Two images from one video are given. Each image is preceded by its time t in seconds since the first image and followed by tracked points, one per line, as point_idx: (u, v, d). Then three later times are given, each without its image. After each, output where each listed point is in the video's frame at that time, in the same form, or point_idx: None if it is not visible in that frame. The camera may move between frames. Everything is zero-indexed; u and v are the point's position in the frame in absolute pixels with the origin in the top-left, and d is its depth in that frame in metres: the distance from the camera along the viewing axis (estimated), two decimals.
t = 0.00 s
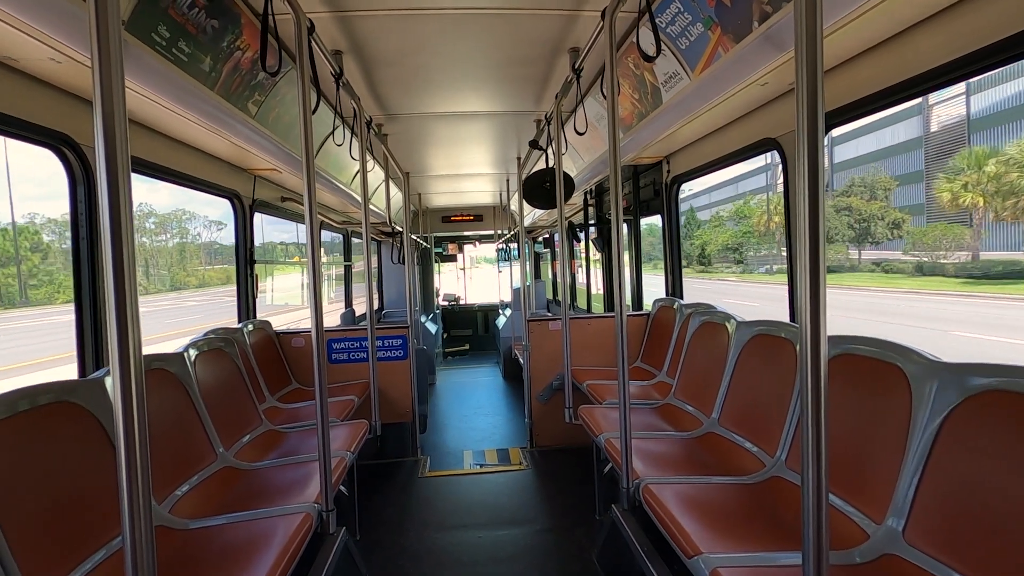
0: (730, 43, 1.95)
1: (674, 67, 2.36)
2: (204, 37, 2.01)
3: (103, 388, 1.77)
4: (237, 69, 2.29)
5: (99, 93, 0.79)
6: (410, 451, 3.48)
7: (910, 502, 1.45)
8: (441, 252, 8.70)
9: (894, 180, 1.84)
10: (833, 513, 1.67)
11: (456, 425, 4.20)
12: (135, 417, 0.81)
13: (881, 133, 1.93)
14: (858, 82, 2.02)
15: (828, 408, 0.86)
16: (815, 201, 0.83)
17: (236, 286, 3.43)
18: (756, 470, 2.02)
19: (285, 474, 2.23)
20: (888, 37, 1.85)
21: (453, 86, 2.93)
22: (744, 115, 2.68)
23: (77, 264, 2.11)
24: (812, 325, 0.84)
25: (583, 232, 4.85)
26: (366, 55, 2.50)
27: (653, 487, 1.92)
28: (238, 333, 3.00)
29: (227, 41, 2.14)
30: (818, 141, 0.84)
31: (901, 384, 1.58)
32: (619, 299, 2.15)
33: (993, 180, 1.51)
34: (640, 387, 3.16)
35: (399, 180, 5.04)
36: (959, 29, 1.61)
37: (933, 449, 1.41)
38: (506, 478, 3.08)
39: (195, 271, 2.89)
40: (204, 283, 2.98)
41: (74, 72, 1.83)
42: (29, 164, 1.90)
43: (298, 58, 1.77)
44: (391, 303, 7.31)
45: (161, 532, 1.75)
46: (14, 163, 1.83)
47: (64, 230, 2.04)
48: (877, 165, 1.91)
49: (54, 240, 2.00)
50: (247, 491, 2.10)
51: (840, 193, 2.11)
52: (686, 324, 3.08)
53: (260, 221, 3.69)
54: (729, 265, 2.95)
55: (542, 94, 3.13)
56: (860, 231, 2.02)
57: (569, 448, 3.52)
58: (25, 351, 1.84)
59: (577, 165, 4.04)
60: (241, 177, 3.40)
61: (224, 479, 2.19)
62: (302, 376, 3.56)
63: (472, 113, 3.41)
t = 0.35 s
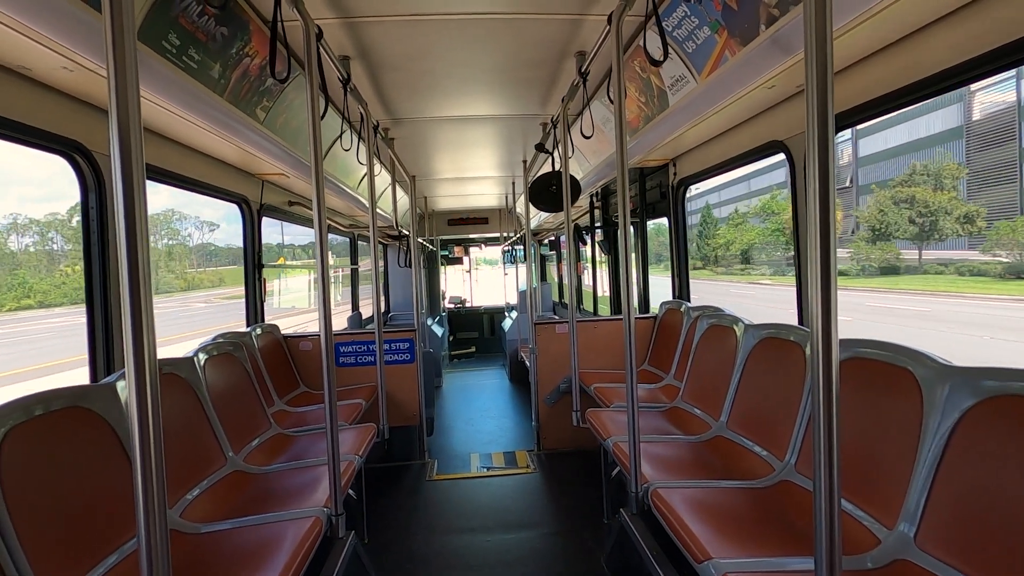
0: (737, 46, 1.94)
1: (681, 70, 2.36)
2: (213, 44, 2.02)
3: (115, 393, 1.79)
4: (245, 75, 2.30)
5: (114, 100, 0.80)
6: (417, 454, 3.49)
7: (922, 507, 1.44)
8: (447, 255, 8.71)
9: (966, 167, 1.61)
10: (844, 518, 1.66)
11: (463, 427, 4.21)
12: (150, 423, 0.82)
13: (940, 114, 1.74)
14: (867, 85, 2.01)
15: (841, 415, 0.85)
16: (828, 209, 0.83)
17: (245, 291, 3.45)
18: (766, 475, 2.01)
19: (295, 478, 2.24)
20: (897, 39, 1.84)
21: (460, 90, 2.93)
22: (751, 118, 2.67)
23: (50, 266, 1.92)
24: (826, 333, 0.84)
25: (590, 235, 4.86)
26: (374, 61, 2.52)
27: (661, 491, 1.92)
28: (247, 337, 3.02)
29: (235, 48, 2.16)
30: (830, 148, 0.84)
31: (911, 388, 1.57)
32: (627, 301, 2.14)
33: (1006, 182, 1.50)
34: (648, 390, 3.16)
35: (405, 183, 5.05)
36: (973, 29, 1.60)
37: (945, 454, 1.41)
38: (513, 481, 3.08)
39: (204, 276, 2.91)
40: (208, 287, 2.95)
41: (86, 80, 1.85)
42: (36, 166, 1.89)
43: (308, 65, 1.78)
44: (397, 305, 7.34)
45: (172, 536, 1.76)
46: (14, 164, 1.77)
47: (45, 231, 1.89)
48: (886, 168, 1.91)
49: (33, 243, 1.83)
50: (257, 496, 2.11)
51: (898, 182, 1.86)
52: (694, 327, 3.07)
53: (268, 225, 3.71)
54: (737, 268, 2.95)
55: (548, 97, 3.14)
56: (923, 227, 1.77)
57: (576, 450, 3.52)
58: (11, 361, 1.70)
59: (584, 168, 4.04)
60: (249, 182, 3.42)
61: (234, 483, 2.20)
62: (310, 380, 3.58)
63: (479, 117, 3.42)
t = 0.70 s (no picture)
0: (742, 44, 1.94)
1: (686, 69, 2.35)
2: (219, 46, 2.03)
3: (122, 395, 1.80)
4: (251, 77, 2.31)
5: (122, 101, 0.80)
6: (423, 455, 3.49)
7: (932, 507, 1.43)
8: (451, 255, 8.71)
9: None
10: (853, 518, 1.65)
11: (469, 428, 4.21)
12: (158, 423, 0.82)
13: (949, 110, 1.72)
14: (873, 82, 2.00)
15: (852, 415, 0.85)
16: (839, 207, 0.83)
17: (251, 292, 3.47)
18: (773, 475, 2.00)
19: (302, 479, 2.24)
20: (903, 38, 1.83)
21: (464, 90, 2.93)
22: (756, 117, 2.66)
23: (18, 272, 1.71)
24: (837, 332, 0.84)
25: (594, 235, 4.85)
26: (379, 62, 2.52)
27: (668, 492, 1.92)
28: (253, 338, 3.03)
29: (241, 50, 2.16)
30: (840, 145, 0.83)
31: (920, 388, 1.56)
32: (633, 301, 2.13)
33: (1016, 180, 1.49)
34: (653, 390, 3.15)
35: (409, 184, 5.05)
36: (980, 26, 1.59)
37: (956, 454, 1.39)
38: (519, 482, 3.08)
39: (210, 277, 2.92)
40: (213, 288, 2.96)
41: (93, 84, 1.87)
42: (32, 166, 1.85)
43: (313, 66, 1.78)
44: (402, 306, 7.35)
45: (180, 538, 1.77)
46: (13, 166, 1.75)
47: (23, 232, 1.72)
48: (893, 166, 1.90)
49: (8, 245, 1.67)
50: (263, 497, 2.11)
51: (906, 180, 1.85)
52: (700, 326, 3.06)
53: (273, 227, 3.73)
54: (742, 267, 2.94)
55: (552, 97, 3.13)
56: (1008, 218, 1.52)
57: (582, 451, 3.52)
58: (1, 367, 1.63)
59: (588, 168, 4.04)
60: (255, 184, 3.44)
61: (241, 485, 2.21)
62: (316, 381, 3.58)
63: (483, 118, 3.42)
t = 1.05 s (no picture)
0: (743, 50, 1.94)
1: (687, 74, 2.35)
2: (223, 53, 2.04)
3: (127, 399, 1.82)
4: (254, 83, 2.32)
5: (126, 108, 0.81)
6: (426, 458, 3.50)
7: (933, 512, 1.42)
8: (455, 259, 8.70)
9: None
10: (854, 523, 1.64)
11: (472, 431, 4.22)
12: (159, 427, 0.83)
13: (951, 114, 1.72)
14: (874, 87, 2.00)
15: (848, 420, 0.85)
16: (834, 217, 0.83)
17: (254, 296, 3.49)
18: (775, 480, 1.99)
19: (305, 483, 2.25)
20: (904, 42, 1.83)
21: (466, 95, 2.94)
22: (758, 122, 2.66)
23: None
24: (832, 339, 0.84)
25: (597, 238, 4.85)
26: (382, 68, 2.53)
27: (669, 497, 1.91)
28: (256, 342, 3.04)
29: (244, 57, 2.18)
30: (835, 156, 0.83)
31: (921, 392, 1.56)
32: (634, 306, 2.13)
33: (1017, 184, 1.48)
34: (656, 394, 3.15)
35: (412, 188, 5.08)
36: (981, 31, 1.59)
37: (957, 459, 1.39)
38: (521, 486, 3.08)
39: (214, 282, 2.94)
40: (217, 292, 2.98)
41: (98, 92, 1.89)
42: (34, 170, 1.85)
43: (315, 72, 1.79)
44: (405, 310, 7.37)
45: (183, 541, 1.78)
46: (18, 172, 1.77)
47: None
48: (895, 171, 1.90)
49: None
50: (266, 501, 2.12)
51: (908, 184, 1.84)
52: (702, 330, 3.06)
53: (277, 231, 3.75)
54: (745, 271, 2.94)
55: (554, 102, 3.14)
56: None
57: (584, 454, 3.52)
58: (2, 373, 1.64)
59: (591, 172, 4.04)
60: (259, 188, 3.46)
61: (244, 488, 2.22)
62: (319, 384, 3.60)
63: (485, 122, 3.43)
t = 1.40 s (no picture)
0: (743, 50, 1.93)
1: (688, 74, 2.35)
2: (225, 55, 2.06)
3: (130, 400, 1.83)
4: (257, 86, 2.34)
5: (127, 107, 0.82)
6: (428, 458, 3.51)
7: (933, 512, 1.41)
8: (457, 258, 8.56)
9: None
10: (854, 523, 1.64)
11: (474, 431, 4.22)
12: (158, 425, 0.84)
13: (951, 113, 1.71)
14: (875, 87, 1.99)
15: (843, 418, 0.85)
16: (828, 219, 0.83)
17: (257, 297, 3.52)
18: (776, 480, 1.99)
19: (307, 483, 2.26)
20: (905, 42, 1.82)
21: (467, 96, 2.95)
22: (760, 121, 2.65)
23: None
24: (825, 338, 0.84)
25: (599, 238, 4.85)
26: (383, 69, 2.54)
27: (670, 497, 1.91)
28: (259, 342, 3.06)
29: (247, 59, 2.20)
30: (830, 157, 0.83)
31: (922, 392, 1.55)
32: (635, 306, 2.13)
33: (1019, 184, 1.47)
34: (658, 394, 3.15)
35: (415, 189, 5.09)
36: (982, 31, 1.58)
37: (957, 459, 1.38)
38: (523, 486, 3.09)
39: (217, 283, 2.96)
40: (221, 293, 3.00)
41: (102, 95, 1.91)
42: (38, 173, 1.87)
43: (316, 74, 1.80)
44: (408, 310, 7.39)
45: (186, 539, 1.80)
46: (22, 174, 1.78)
47: None
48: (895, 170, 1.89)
49: None
50: (269, 500, 2.13)
51: (909, 182, 1.83)
52: (704, 331, 3.05)
53: (280, 232, 3.77)
54: (747, 271, 2.93)
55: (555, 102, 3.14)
56: None
57: (587, 454, 3.52)
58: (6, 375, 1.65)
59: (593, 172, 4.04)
60: (262, 190, 3.48)
61: (247, 487, 2.24)
62: (322, 384, 3.62)
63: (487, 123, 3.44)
